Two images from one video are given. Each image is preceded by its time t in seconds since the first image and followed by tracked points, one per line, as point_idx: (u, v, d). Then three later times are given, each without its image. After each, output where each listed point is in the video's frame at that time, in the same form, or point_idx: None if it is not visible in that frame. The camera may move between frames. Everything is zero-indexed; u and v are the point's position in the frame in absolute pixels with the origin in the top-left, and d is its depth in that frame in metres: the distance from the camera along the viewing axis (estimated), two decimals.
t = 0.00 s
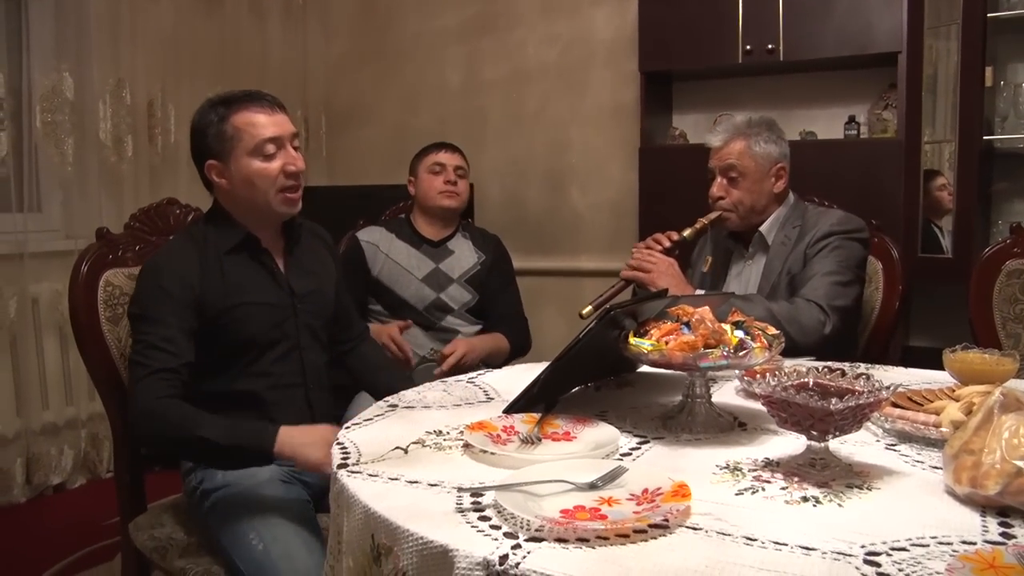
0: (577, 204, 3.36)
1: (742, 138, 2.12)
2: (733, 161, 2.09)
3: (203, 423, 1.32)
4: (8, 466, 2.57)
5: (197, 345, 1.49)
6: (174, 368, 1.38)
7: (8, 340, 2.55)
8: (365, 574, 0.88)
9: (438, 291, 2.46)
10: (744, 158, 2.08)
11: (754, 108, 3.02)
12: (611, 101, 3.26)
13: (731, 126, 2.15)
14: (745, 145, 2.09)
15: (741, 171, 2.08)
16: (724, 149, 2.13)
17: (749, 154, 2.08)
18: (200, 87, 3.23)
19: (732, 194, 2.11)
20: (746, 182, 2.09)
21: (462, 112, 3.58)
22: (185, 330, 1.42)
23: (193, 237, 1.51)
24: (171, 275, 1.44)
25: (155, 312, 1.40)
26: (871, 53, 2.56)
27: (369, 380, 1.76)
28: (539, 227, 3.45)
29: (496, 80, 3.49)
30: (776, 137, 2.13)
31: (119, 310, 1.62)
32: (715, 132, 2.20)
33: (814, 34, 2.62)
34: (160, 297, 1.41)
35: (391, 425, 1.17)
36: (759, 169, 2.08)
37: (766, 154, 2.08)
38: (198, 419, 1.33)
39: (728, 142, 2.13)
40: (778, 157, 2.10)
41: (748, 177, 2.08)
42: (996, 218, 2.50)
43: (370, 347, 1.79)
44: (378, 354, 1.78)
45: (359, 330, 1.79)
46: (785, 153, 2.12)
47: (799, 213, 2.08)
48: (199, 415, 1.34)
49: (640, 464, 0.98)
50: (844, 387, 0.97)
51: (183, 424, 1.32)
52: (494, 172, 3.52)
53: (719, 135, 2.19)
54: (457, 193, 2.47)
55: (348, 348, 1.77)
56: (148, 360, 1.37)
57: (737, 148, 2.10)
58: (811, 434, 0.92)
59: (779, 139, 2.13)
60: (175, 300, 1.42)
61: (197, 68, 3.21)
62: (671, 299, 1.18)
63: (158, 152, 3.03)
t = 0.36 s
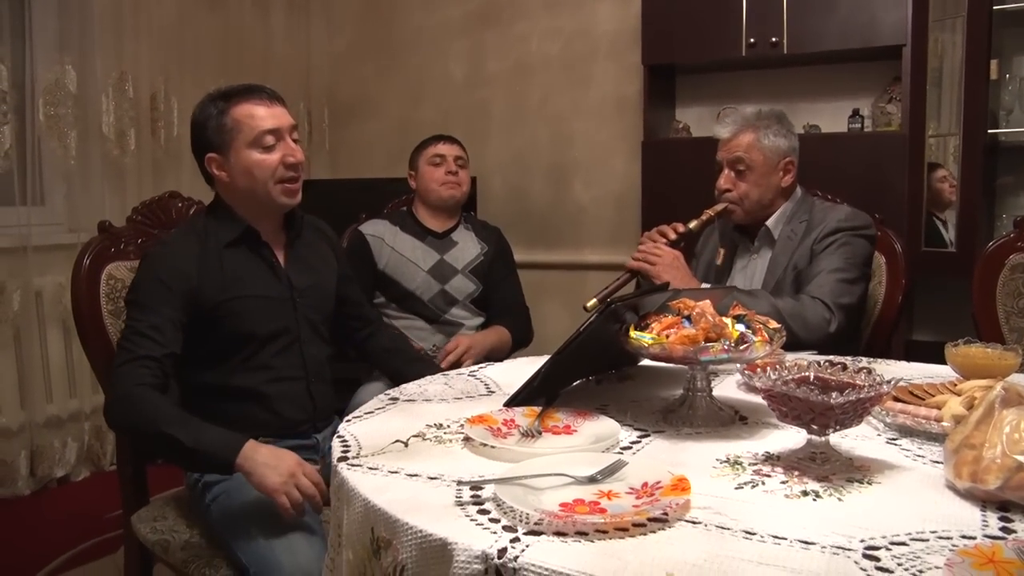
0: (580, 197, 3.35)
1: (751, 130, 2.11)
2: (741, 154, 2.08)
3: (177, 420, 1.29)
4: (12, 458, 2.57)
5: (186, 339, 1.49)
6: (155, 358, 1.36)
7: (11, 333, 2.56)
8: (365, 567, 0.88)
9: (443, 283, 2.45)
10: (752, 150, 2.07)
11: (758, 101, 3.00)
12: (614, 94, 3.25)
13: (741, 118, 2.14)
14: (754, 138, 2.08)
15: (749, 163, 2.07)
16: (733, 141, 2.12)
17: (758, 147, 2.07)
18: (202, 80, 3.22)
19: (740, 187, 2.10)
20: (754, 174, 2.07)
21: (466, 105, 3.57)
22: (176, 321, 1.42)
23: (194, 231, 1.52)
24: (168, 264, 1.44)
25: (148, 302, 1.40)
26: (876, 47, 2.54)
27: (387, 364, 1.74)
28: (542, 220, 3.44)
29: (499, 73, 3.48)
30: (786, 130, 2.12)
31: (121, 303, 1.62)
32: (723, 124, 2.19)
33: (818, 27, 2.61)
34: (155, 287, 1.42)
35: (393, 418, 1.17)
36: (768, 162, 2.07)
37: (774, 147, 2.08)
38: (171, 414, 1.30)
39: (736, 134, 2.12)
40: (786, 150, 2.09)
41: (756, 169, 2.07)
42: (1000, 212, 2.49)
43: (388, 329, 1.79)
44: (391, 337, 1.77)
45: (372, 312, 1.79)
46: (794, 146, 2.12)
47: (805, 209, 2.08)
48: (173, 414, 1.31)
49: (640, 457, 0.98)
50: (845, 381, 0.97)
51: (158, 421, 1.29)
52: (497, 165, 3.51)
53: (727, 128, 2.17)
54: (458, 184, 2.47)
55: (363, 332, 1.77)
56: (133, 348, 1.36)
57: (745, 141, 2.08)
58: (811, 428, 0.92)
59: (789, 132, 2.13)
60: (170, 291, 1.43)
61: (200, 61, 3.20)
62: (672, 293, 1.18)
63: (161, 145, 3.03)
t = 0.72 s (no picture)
0: (583, 190, 3.35)
1: (761, 124, 2.09)
2: (750, 147, 2.07)
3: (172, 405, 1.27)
4: (15, 450, 2.58)
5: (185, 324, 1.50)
6: (152, 335, 1.35)
7: (14, 324, 2.56)
8: (366, 560, 0.88)
9: (449, 273, 2.45)
10: (762, 144, 2.06)
11: (761, 94, 2.99)
12: (617, 86, 3.24)
13: (752, 111, 2.13)
14: (764, 131, 2.07)
15: (758, 157, 2.06)
16: (743, 134, 2.10)
17: (768, 140, 2.06)
18: (205, 72, 3.22)
19: (748, 179, 2.09)
20: (764, 168, 2.07)
21: (468, 97, 3.56)
22: (176, 302, 1.42)
23: (197, 217, 1.52)
24: (169, 247, 1.44)
25: (148, 282, 1.40)
26: (881, 38, 2.53)
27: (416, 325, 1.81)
28: (545, 213, 3.44)
29: (502, 65, 3.47)
30: (797, 125, 2.11)
31: (123, 296, 1.62)
32: (734, 116, 2.18)
33: (822, 18, 2.59)
34: (156, 267, 1.42)
35: (396, 410, 1.17)
36: (777, 157, 2.06)
37: (784, 141, 2.07)
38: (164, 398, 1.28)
39: (746, 127, 2.11)
40: (796, 145, 2.08)
41: (765, 163, 2.06)
42: (1003, 206, 2.48)
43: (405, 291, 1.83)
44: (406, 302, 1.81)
45: (390, 281, 1.84)
46: (804, 141, 2.11)
47: (811, 201, 2.07)
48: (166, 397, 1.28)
49: (641, 450, 0.98)
50: (848, 375, 0.97)
51: (150, 401, 1.27)
52: (500, 158, 3.51)
53: (737, 120, 2.16)
54: (457, 175, 2.45)
55: (383, 299, 1.82)
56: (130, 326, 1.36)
57: (756, 134, 2.07)
58: (812, 421, 0.92)
59: (799, 126, 2.11)
60: (171, 273, 1.43)
61: (203, 53, 3.20)
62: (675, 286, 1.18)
63: (164, 137, 3.02)
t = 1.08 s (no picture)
0: (587, 186, 3.34)
1: (769, 117, 2.09)
2: (757, 140, 2.06)
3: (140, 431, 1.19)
4: (21, 445, 2.58)
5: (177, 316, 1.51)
6: (135, 334, 1.32)
7: (19, 320, 2.57)
8: (371, 556, 0.88)
9: (448, 271, 2.44)
10: (769, 137, 2.06)
11: (766, 89, 2.98)
12: (622, 83, 3.23)
13: (760, 103, 2.12)
14: (772, 124, 2.07)
15: (765, 150, 2.05)
16: (751, 126, 2.10)
17: (775, 133, 2.05)
18: (209, 68, 3.22)
19: (754, 172, 2.08)
20: (770, 162, 2.06)
21: (472, 93, 3.56)
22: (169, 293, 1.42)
23: (194, 217, 1.52)
24: (163, 247, 1.44)
25: (140, 280, 1.40)
26: (886, 34, 2.50)
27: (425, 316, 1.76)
28: (549, 208, 3.43)
29: (506, 61, 3.46)
30: (805, 119, 2.11)
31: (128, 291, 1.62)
32: (742, 110, 2.18)
33: (827, 14, 2.58)
34: (148, 266, 1.41)
35: (401, 406, 1.18)
36: (784, 150, 2.05)
37: (792, 135, 2.06)
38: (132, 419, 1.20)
39: (754, 119, 2.11)
40: (804, 139, 2.08)
41: (772, 157, 2.05)
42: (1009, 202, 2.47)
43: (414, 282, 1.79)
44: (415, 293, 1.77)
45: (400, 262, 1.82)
46: (812, 135, 2.11)
47: (818, 197, 2.06)
48: (135, 420, 1.20)
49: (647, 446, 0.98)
50: (855, 372, 0.96)
51: (117, 419, 1.19)
52: (504, 154, 3.50)
53: (746, 112, 2.16)
54: (466, 176, 2.45)
55: (391, 293, 1.77)
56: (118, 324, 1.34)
57: (763, 127, 2.07)
58: (818, 417, 0.92)
59: (808, 120, 2.11)
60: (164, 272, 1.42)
61: (207, 49, 3.20)
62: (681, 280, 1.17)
63: (168, 133, 3.03)
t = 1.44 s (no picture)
0: (589, 186, 3.34)
1: (775, 115, 2.09)
2: (762, 139, 2.06)
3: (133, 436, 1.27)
4: (23, 444, 2.59)
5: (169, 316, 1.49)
6: (124, 340, 1.33)
7: (22, 319, 2.57)
8: (373, 557, 0.88)
9: (452, 272, 2.44)
10: (774, 136, 2.05)
11: (768, 89, 2.98)
12: (624, 82, 3.23)
13: (765, 102, 2.13)
14: (777, 123, 2.07)
15: (770, 149, 2.05)
16: (756, 125, 2.10)
17: (780, 132, 2.05)
18: (211, 68, 3.22)
19: (759, 170, 2.08)
20: (775, 160, 2.06)
21: (474, 92, 3.56)
22: (154, 302, 1.40)
23: (182, 217, 1.50)
24: (150, 250, 1.42)
25: (127, 287, 1.39)
26: (888, 34, 2.50)
27: (421, 312, 1.76)
28: (550, 208, 3.43)
29: (509, 60, 3.46)
30: (810, 117, 2.11)
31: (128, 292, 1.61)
32: (746, 109, 2.18)
33: (830, 13, 2.58)
34: (135, 270, 1.40)
35: (402, 406, 1.18)
36: (790, 149, 2.05)
37: (797, 133, 2.06)
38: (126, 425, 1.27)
39: (759, 118, 2.11)
40: (809, 138, 2.07)
41: (777, 155, 2.05)
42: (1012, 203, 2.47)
43: (410, 278, 1.79)
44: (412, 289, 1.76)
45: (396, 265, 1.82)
46: (817, 134, 2.11)
47: (821, 197, 2.06)
48: (124, 435, 1.24)
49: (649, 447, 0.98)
50: (858, 373, 0.96)
51: (106, 429, 1.24)
52: (507, 153, 3.50)
53: (751, 111, 2.16)
54: (470, 177, 2.46)
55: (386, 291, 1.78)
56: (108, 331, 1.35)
57: (768, 125, 2.07)
58: (821, 420, 0.92)
59: (812, 119, 2.11)
60: (151, 274, 1.41)
61: (209, 48, 3.20)
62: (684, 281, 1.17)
63: (171, 132, 3.03)
